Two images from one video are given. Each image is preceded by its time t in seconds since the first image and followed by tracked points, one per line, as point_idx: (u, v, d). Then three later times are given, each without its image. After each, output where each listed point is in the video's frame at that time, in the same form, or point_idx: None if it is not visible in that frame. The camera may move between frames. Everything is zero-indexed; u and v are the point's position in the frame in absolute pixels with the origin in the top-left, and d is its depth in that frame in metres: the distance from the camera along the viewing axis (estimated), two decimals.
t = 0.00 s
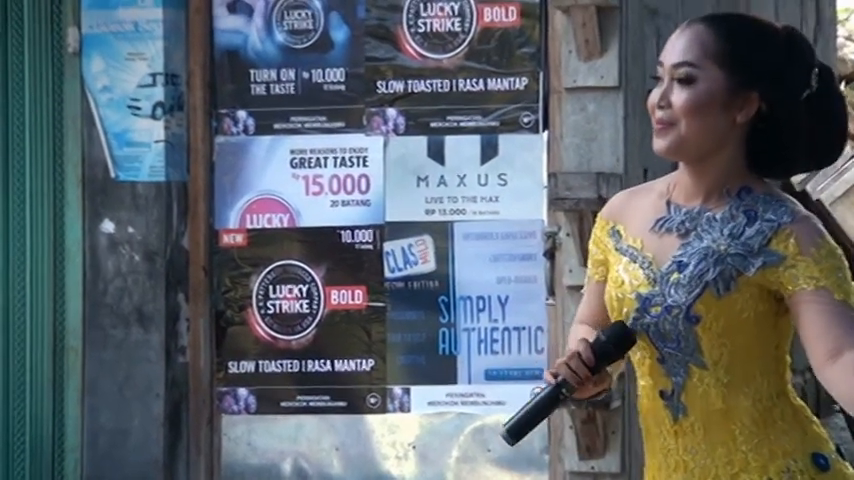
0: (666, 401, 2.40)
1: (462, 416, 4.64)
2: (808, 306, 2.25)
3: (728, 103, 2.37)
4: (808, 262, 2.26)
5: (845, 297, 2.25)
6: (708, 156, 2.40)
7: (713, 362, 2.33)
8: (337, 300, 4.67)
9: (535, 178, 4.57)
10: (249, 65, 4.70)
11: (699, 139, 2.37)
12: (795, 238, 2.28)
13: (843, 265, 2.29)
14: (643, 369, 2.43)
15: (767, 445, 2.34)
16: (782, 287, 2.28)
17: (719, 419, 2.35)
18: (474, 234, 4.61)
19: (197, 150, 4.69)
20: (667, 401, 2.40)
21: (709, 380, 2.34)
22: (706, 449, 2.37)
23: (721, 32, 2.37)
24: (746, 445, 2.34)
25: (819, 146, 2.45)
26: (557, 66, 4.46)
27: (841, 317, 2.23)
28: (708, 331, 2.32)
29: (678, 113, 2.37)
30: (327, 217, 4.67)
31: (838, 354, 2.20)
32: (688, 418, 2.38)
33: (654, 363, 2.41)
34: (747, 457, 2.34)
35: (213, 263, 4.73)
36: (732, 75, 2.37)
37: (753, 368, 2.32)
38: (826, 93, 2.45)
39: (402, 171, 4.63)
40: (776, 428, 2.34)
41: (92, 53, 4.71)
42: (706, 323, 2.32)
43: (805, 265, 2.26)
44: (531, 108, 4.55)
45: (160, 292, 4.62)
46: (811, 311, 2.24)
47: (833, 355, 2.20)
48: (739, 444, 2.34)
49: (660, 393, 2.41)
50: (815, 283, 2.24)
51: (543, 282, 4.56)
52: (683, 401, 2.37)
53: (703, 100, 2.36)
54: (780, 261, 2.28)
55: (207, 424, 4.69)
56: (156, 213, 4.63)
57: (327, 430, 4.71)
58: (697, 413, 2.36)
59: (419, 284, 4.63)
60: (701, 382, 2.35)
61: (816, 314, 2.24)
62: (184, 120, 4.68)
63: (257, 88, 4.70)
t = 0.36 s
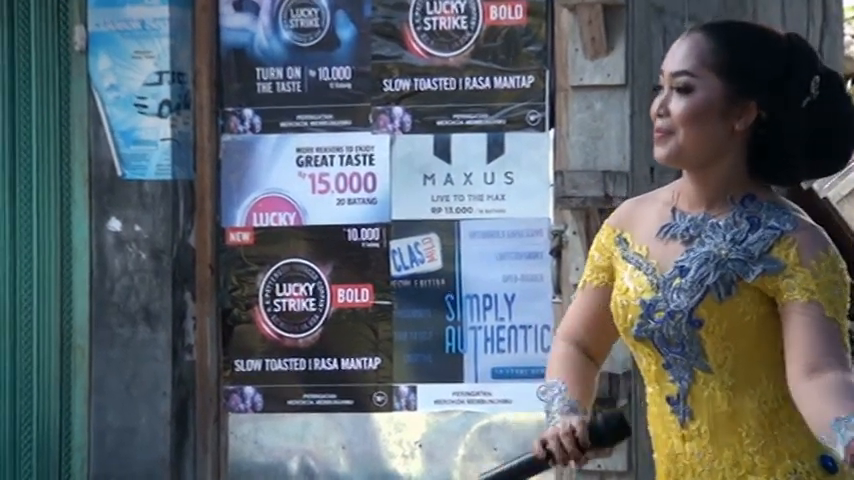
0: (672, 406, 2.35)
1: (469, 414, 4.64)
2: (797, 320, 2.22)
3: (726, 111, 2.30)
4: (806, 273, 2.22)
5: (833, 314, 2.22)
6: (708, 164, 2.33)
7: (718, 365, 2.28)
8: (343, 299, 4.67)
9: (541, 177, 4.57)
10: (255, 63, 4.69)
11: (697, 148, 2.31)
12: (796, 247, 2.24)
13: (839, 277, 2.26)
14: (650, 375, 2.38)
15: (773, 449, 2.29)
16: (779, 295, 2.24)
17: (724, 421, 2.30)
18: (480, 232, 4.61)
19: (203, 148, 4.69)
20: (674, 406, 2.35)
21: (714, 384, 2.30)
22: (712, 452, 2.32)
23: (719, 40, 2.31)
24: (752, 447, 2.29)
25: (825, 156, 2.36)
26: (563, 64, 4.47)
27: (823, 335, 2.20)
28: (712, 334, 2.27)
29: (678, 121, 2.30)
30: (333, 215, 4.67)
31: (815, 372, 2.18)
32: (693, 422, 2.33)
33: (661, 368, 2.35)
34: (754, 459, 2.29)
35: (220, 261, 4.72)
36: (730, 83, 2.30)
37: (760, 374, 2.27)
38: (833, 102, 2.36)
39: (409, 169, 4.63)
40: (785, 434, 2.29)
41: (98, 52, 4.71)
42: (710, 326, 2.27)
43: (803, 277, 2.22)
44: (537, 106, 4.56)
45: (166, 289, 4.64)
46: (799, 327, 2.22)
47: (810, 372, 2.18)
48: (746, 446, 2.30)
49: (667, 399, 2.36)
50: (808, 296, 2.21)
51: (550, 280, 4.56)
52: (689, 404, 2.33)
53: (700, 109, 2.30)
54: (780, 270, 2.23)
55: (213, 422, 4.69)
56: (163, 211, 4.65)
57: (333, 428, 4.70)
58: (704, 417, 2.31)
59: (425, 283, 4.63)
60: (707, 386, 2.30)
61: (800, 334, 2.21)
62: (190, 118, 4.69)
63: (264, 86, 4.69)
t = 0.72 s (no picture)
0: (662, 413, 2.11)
1: (462, 419, 4.64)
2: (775, 322, 1.97)
3: (695, 112, 2.07)
4: (787, 273, 1.97)
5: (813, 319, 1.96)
6: (684, 167, 2.10)
7: (710, 367, 2.03)
8: (336, 303, 4.67)
9: (534, 181, 4.57)
10: (248, 68, 4.69)
11: (669, 152, 2.08)
12: (777, 243, 1.99)
13: (823, 272, 2.00)
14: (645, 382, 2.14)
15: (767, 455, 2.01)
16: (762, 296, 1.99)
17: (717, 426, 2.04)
18: (474, 237, 4.61)
19: (196, 153, 4.67)
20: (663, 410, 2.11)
21: (707, 386, 2.04)
22: (706, 457, 2.05)
23: (686, 39, 2.06)
24: (748, 450, 2.03)
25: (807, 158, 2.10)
26: (557, 68, 4.47)
27: (800, 341, 1.95)
28: (701, 336, 2.02)
29: (649, 124, 2.08)
30: (326, 220, 4.67)
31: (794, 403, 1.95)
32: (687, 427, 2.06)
33: (655, 373, 2.10)
34: (747, 462, 2.03)
35: (213, 266, 4.72)
36: (699, 84, 2.06)
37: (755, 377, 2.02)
38: (814, 99, 2.08)
39: (402, 174, 4.62)
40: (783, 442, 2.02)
41: (91, 56, 4.71)
42: (698, 328, 2.02)
43: (784, 278, 1.97)
44: (531, 111, 4.55)
45: (159, 295, 4.63)
46: (778, 330, 1.96)
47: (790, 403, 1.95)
48: (739, 448, 2.03)
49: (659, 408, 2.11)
50: (786, 300, 1.96)
51: (543, 285, 4.56)
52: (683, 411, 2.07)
53: (669, 111, 2.07)
54: (760, 270, 1.98)
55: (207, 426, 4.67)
56: (156, 217, 4.64)
57: (326, 433, 4.69)
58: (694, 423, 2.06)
59: (418, 287, 4.63)
60: (700, 390, 2.05)
61: (779, 338, 1.96)
62: (183, 123, 4.67)
63: (257, 91, 4.69)
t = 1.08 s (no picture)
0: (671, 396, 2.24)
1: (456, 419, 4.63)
2: (781, 292, 2.08)
3: (673, 90, 2.22)
4: (776, 243, 2.08)
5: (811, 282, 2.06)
6: (673, 148, 2.26)
7: (711, 354, 2.16)
8: (329, 304, 4.67)
9: (527, 182, 4.56)
10: (241, 69, 4.70)
11: (653, 132, 2.25)
12: (764, 214, 2.11)
13: (814, 236, 2.10)
14: (651, 366, 2.28)
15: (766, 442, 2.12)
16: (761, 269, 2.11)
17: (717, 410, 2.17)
18: (467, 237, 4.60)
19: (189, 153, 4.68)
20: (673, 395, 2.24)
21: (708, 373, 2.17)
22: (705, 442, 2.19)
23: (664, 24, 2.24)
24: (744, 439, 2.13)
25: (795, 131, 2.21)
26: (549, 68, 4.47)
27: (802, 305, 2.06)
28: (702, 322, 2.14)
29: (632, 109, 2.25)
30: (319, 220, 4.67)
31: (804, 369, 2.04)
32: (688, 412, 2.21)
33: (660, 360, 2.24)
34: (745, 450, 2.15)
35: (206, 266, 4.72)
36: (676, 65, 2.22)
37: (753, 357, 2.14)
38: (798, 72, 2.20)
39: (395, 174, 4.62)
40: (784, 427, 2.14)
41: (84, 57, 4.70)
42: (699, 314, 2.14)
43: (775, 247, 2.08)
44: (524, 111, 4.55)
45: (152, 296, 4.63)
46: (786, 299, 2.08)
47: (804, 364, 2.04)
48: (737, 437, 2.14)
49: (665, 389, 2.25)
50: (779, 270, 2.07)
51: (536, 285, 4.56)
52: (687, 395, 2.21)
53: (649, 95, 2.23)
54: (754, 243, 2.11)
55: (199, 426, 4.66)
56: (148, 217, 4.64)
57: (319, 433, 4.69)
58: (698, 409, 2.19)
59: (411, 288, 4.62)
60: (703, 375, 2.18)
61: (787, 306, 2.07)
62: (176, 123, 4.70)
63: (250, 91, 4.69)
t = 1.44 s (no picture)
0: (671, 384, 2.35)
1: (444, 419, 4.62)
2: (798, 272, 2.18)
3: (677, 72, 2.33)
4: (786, 225, 2.19)
5: (829, 260, 2.16)
6: (678, 130, 2.36)
7: (716, 345, 2.26)
8: (319, 304, 4.67)
9: (515, 182, 4.58)
10: (230, 69, 4.70)
11: (659, 114, 2.35)
12: (771, 198, 2.22)
13: (823, 215, 2.22)
14: (653, 349, 2.39)
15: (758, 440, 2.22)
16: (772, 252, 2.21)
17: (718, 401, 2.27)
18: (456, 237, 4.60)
19: (178, 154, 4.69)
20: (673, 385, 2.35)
21: (711, 364, 2.27)
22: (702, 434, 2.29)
23: (664, 10, 2.35)
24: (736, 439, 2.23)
25: (800, 108, 2.29)
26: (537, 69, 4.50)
27: (826, 280, 2.16)
28: (708, 313, 2.25)
29: (637, 94, 2.36)
30: (308, 220, 4.67)
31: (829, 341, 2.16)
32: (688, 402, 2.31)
33: (662, 345, 2.35)
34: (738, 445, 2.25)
35: (195, 266, 4.73)
36: (677, 47, 2.33)
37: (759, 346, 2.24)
38: (799, 50, 2.29)
39: (384, 175, 4.62)
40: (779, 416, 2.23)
41: (72, 58, 4.71)
42: (706, 305, 2.25)
43: (785, 228, 2.19)
44: (513, 112, 4.56)
45: (141, 296, 4.63)
46: (802, 278, 2.18)
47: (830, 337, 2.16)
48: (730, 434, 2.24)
49: (666, 377, 2.36)
50: (794, 251, 2.17)
51: (525, 285, 4.57)
52: (687, 384, 2.31)
53: (652, 78, 2.34)
54: (763, 228, 2.21)
55: (188, 426, 4.68)
56: (137, 218, 4.64)
57: (308, 433, 4.69)
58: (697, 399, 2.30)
59: (401, 288, 4.62)
60: (704, 368, 2.28)
61: (803, 284, 2.18)
62: (165, 124, 4.70)
63: (239, 91, 4.70)
